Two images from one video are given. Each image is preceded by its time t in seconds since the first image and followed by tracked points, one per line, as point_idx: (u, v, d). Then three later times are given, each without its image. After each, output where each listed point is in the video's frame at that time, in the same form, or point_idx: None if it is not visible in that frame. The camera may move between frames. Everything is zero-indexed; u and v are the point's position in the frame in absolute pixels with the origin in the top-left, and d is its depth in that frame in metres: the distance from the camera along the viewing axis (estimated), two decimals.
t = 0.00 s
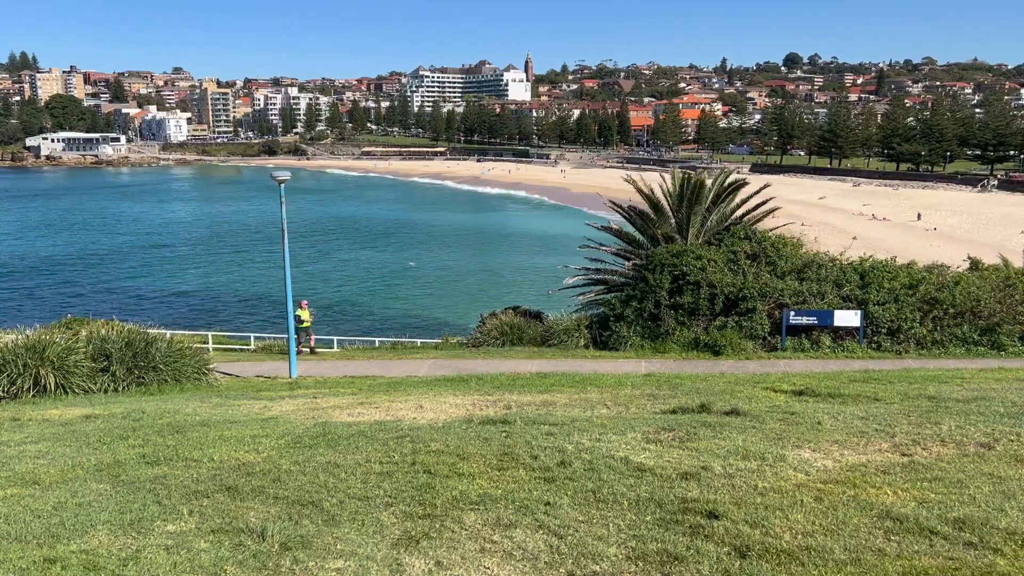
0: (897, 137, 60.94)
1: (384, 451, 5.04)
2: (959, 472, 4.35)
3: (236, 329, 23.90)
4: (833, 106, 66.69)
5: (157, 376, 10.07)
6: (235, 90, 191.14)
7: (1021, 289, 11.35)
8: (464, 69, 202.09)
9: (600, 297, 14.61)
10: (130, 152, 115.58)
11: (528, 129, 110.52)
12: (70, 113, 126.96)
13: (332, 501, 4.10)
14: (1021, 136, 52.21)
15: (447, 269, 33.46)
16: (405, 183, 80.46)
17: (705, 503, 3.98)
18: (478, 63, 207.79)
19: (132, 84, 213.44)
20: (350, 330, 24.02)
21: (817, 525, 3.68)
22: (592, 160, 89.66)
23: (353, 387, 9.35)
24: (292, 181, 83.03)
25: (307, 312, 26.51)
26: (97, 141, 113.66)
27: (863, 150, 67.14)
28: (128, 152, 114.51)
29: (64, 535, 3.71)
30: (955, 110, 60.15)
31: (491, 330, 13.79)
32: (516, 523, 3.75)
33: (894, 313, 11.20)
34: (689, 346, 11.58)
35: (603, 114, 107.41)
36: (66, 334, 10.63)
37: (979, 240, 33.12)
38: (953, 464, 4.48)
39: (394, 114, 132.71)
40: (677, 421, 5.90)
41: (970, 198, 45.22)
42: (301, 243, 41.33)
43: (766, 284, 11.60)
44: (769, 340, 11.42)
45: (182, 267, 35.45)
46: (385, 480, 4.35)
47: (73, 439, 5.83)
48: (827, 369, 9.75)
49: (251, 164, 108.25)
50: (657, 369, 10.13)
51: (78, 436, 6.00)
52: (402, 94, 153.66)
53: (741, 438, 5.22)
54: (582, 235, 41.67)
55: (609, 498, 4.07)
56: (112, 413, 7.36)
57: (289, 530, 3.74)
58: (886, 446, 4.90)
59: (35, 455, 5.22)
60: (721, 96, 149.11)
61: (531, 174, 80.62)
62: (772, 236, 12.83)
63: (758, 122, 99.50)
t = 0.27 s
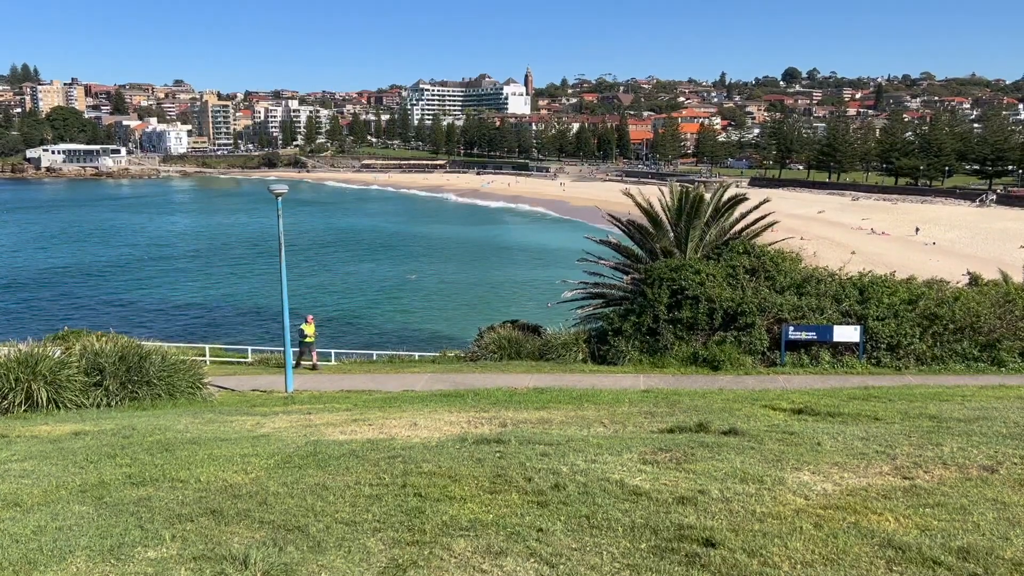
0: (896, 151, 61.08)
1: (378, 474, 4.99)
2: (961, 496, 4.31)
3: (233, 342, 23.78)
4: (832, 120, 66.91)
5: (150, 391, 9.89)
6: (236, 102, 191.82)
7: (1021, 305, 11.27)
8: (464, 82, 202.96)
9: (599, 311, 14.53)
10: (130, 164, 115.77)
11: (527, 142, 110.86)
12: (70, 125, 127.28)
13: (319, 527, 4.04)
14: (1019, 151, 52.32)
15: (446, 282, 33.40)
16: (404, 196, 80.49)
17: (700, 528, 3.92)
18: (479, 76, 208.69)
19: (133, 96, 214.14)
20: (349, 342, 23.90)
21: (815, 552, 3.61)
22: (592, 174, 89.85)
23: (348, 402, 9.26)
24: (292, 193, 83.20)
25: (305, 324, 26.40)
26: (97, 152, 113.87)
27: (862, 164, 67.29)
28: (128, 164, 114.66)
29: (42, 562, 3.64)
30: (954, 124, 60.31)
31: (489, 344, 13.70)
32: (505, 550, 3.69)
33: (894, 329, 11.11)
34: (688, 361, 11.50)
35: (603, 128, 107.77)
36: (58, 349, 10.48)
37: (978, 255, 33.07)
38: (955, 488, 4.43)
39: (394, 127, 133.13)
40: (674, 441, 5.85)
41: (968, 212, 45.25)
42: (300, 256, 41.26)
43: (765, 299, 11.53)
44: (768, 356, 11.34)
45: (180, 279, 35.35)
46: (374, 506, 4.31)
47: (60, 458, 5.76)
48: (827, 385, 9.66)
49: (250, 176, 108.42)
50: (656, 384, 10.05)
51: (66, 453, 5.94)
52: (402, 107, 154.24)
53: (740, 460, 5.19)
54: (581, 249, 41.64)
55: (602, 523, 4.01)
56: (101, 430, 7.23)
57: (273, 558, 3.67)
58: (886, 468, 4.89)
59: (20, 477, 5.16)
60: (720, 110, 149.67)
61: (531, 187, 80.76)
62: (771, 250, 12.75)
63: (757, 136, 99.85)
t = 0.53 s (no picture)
0: (895, 166, 61.26)
1: (375, 492, 4.94)
2: (965, 517, 4.27)
3: (230, 355, 23.66)
4: (831, 135, 67.16)
5: (147, 405, 9.80)
6: (236, 115, 192.80)
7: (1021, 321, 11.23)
8: (465, 96, 203.77)
9: (599, 325, 14.46)
10: (131, 176, 115.99)
11: (527, 155, 111.32)
12: (71, 137, 127.63)
13: (313, 547, 4.00)
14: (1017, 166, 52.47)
15: (445, 294, 33.36)
16: (404, 209, 80.58)
17: (699, 552, 3.86)
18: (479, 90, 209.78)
19: (134, 109, 214.85)
20: (348, 355, 23.80)
21: None
22: (591, 187, 90.06)
23: (346, 417, 9.19)
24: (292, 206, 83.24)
25: (304, 336, 26.33)
26: (97, 164, 114.12)
27: (861, 178, 67.47)
28: (129, 176, 114.87)
29: None
30: (952, 139, 60.52)
31: (488, 358, 13.64)
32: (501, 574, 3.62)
33: (893, 344, 11.07)
34: (687, 375, 11.43)
35: (602, 141, 108.14)
36: (54, 362, 10.39)
37: (977, 269, 33.05)
38: (957, 510, 4.40)
39: (394, 140, 133.64)
40: (674, 460, 5.80)
41: (967, 227, 45.29)
42: (298, 268, 41.23)
43: (765, 313, 11.48)
44: (768, 370, 11.28)
45: (179, 291, 35.30)
46: (369, 525, 4.29)
47: (52, 474, 5.70)
48: (827, 401, 9.60)
49: (250, 189, 108.64)
50: (655, 399, 9.98)
51: (59, 469, 5.87)
52: (403, 120, 154.81)
53: (740, 478, 5.15)
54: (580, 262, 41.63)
55: (601, 546, 3.94)
56: (95, 445, 7.15)
57: None
58: (889, 489, 4.86)
59: (10, 495, 5.10)
60: (720, 125, 150.32)
61: (530, 200, 80.91)
62: (770, 264, 12.70)
63: (756, 150, 100.18)
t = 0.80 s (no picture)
0: (894, 180, 61.43)
1: (373, 510, 4.90)
2: (969, 537, 4.24)
3: (229, 367, 23.60)
4: (830, 149, 67.39)
5: (146, 419, 9.75)
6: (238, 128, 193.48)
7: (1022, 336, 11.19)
8: (465, 109, 204.57)
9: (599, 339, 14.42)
10: (132, 188, 116.21)
11: (528, 169, 111.72)
12: (72, 150, 128.01)
13: (311, 567, 3.97)
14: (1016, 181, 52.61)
15: (445, 307, 33.33)
16: (405, 221, 80.68)
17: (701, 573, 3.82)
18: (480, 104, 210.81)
19: (135, 121, 215.41)
20: (348, 368, 23.71)
21: None
22: (592, 200, 90.25)
23: (345, 431, 9.15)
24: (292, 219, 83.36)
25: (303, 349, 26.27)
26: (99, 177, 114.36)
27: (860, 193, 67.62)
28: (130, 188, 115.10)
29: None
30: (952, 154, 60.71)
31: (488, 371, 13.60)
32: None
33: (894, 359, 11.02)
34: (688, 390, 11.38)
35: (602, 155, 108.50)
36: (52, 375, 10.34)
37: (977, 284, 33.02)
38: (963, 530, 4.36)
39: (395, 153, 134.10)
40: (675, 477, 5.77)
41: (967, 241, 45.32)
42: (298, 281, 41.22)
43: (765, 328, 11.45)
44: (769, 385, 11.23)
45: (179, 303, 35.23)
46: (367, 544, 4.25)
47: (48, 490, 5.65)
48: (829, 416, 9.55)
49: (251, 202, 108.84)
50: (656, 413, 9.93)
51: (56, 485, 5.83)
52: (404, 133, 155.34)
53: (741, 497, 5.11)
54: (580, 275, 41.62)
55: (602, 566, 3.91)
56: (93, 461, 7.10)
57: None
58: (892, 509, 4.83)
59: (5, 511, 5.06)
60: (720, 139, 150.85)
61: (531, 213, 81.05)
62: (771, 279, 12.67)
63: (756, 164, 100.49)
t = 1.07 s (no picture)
0: (894, 194, 61.57)
1: (373, 525, 4.88)
2: (973, 555, 4.21)
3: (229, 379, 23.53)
4: (830, 162, 67.57)
5: (145, 431, 9.70)
6: (239, 139, 194.05)
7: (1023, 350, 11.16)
8: (466, 122, 205.36)
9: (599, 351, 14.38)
10: (132, 200, 116.37)
11: (528, 181, 112.09)
12: (74, 161, 128.32)
13: None
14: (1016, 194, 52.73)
15: (445, 319, 33.30)
16: (405, 233, 80.75)
17: None
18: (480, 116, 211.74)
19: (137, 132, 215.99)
20: (348, 379, 23.60)
21: None
22: (592, 212, 90.42)
23: (346, 444, 9.11)
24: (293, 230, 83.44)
25: (302, 361, 26.20)
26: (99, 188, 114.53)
27: (860, 206, 67.75)
28: (131, 199, 115.28)
29: None
30: (951, 167, 60.87)
31: (488, 384, 13.55)
32: None
33: (895, 373, 10.99)
34: (688, 404, 11.34)
35: (602, 167, 108.83)
36: (51, 387, 10.29)
37: (978, 298, 32.99)
38: (968, 548, 4.33)
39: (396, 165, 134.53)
40: (677, 493, 5.74)
41: (967, 255, 45.34)
42: (298, 292, 41.17)
43: (766, 341, 11.43)
44: (770, 399, 11.21)
45: (180, 315, 35.18)
46: (366, 562, 4.22)
47: (46, 504, 5.63)
48: (831, 431, 9.52)
49: (252, 213, 108.99)
50: (657, 427, 9.89)
51: (54, 499, 5.80)
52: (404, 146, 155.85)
53: (744, 513, 5.08)
54: (581, 287, 41.60)
55: None
56: (91, 473, 7.07)
57: None
58: (895, 525, 4.80)
59: (1, 525, 5.03)
60: (720, 151, 151.27)
61: (531, 225, 81.14)
62: (772, 291, 12.63)
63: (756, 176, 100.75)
